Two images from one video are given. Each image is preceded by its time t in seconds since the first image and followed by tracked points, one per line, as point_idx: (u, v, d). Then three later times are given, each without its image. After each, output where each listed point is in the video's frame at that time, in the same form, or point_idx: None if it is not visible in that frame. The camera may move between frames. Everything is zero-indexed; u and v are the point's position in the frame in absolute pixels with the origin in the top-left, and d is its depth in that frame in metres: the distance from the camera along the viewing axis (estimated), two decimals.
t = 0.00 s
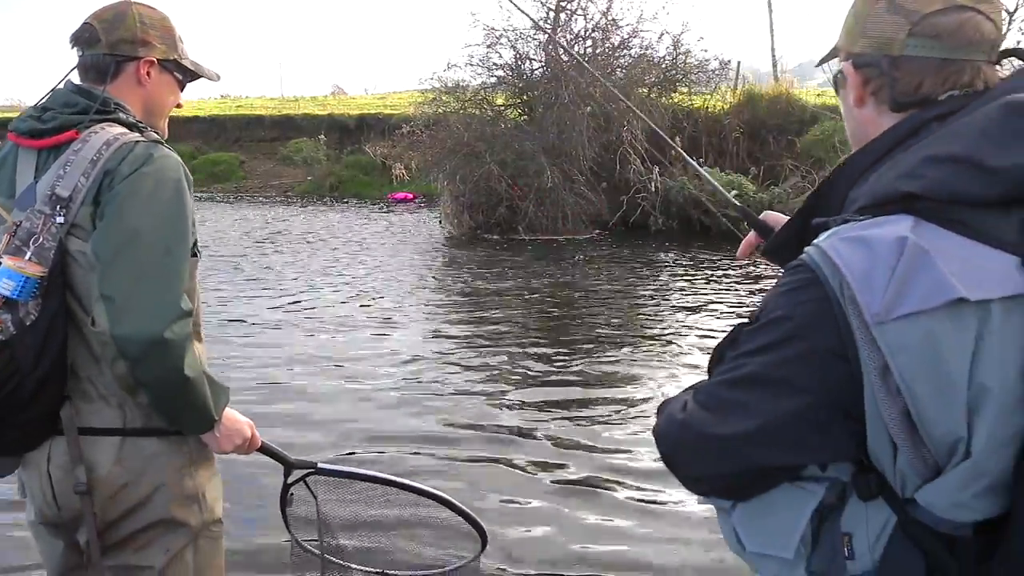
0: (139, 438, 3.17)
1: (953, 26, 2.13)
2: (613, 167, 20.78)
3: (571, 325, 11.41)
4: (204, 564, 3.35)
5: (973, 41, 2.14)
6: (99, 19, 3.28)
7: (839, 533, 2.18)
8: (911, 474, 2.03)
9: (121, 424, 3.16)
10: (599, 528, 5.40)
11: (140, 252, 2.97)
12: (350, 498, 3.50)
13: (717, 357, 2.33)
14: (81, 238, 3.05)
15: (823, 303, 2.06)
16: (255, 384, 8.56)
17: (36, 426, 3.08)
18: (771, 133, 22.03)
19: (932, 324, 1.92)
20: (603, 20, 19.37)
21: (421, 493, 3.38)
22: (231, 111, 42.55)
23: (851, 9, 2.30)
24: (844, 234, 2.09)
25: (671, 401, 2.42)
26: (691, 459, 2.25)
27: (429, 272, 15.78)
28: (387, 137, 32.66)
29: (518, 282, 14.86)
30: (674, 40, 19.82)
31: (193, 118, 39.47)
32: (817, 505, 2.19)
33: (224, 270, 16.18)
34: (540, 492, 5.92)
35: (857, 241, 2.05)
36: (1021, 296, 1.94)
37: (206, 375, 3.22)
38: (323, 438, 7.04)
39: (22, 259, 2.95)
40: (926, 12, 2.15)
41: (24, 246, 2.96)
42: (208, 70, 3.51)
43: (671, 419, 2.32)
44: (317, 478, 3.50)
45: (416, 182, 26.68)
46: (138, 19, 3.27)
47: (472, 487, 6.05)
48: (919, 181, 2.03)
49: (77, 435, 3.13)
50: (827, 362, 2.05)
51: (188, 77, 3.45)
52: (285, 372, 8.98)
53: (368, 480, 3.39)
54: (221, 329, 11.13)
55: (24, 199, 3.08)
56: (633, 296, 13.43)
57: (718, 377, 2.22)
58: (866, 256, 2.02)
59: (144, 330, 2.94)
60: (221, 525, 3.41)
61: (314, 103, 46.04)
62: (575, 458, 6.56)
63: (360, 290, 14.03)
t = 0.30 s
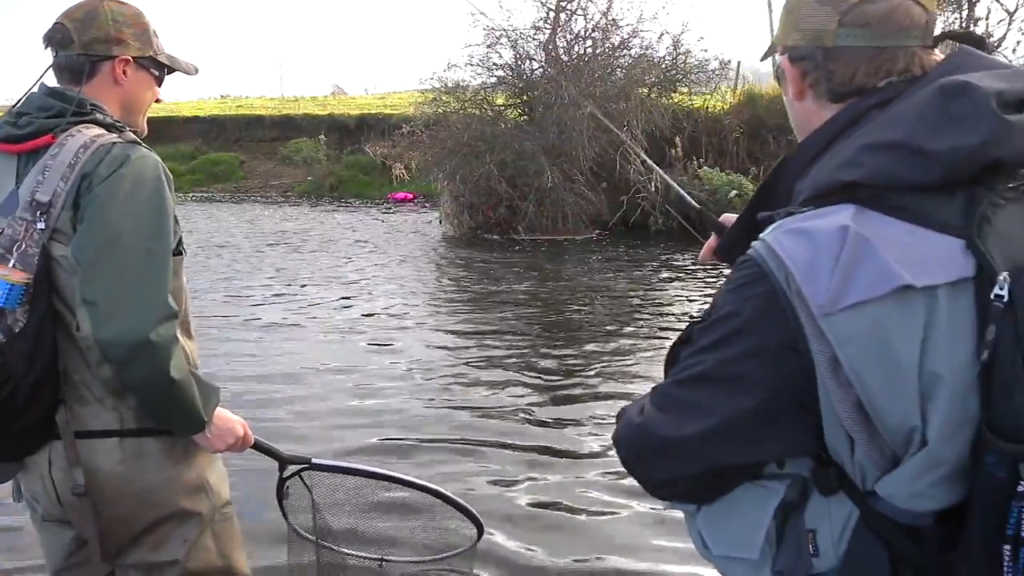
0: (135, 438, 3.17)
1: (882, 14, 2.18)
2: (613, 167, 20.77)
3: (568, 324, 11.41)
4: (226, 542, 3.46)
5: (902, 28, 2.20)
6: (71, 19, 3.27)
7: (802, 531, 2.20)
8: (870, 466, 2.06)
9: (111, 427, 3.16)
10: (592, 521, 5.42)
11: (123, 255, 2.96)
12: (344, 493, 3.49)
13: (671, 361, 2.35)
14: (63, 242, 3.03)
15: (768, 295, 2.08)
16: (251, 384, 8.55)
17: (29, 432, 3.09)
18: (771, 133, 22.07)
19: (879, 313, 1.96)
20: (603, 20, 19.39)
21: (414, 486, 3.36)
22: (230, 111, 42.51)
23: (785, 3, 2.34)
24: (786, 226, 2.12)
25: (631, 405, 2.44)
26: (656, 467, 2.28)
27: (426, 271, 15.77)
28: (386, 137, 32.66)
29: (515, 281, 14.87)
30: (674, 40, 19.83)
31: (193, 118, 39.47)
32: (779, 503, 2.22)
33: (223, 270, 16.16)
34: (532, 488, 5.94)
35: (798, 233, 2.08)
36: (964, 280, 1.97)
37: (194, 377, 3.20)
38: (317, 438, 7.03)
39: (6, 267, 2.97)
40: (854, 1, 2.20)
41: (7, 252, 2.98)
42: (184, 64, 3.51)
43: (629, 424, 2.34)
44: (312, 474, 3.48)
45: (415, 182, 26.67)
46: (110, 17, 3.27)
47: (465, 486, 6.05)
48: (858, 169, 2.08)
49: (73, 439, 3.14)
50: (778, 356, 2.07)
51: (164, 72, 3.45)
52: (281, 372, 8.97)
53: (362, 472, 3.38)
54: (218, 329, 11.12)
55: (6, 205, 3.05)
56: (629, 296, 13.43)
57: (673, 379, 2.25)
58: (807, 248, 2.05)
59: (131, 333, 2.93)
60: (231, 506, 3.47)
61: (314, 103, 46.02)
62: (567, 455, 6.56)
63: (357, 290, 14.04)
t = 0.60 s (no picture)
0: (138, 437, 3.19)
1: (884, 20, 2.18)
2: (613, 168, 20.78)
3: (568, 324, 11.44)
4: (232, 527, 3.48)
5: (901, 36, 2.21)
6: (70, 21, 3.29)
7: (801, 532, 2.20)
8: (866, 465, 2.07)
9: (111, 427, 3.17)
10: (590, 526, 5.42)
11: (124, 257, 2.97)
12: (343, 488, 3.53)
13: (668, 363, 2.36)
14: (62, 243, 3.04)
15: (766, 297, 2.09)
16: (251, 385, 8.55)
17: (27, 434, 3.09)
18: (771, 133, 22.21)
19: (875, 316, 1.97)
20: (603, 20, 19.43)
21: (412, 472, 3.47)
22: (230, 111, 42.51)
23: (784, 2, 2.34)
24: (783, 228, 2.13)
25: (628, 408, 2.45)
26: (654, 470, 2.29)
27: (426, 272, 15.77)
28: (386, 137, 32.66)
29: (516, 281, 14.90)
30: (674, 40, 19.85)
31: (193, 118, 39.49)
32: (779, 504, 2.22)
33: (223, 271, 16.16)
34: (529, 491, 5.93)
35: (796, 235, 2.08)
36: (957, 283, 1.97)
37: (197, 376, 3.23)
38: (315, 440, 7.03)
39: (5, 267, 2.96)
40: (855, 5, 2.19)
41: (6, 254, 2.97)
42: (182, 65, 3.53)
43: (628, 427, 2.36)
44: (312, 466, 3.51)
45: (416, 182, 26.67)
46: (110, 20, 3.29)
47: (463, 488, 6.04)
48: (853, 172, 2.08)
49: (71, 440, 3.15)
50: (777, 357, 2.08)
51: (163, 74, 3.48)
52: (282, 373, 8.98)
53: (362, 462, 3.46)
54: (218, 330, 11.13)
55: (6, 207, 3.05)
56: (628, 296, 13.46)
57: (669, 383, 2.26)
58: (804, 249, 2.05)
59: (135, 335, 2.95)
60: (235, 492, 3.51)
61: (314, 103, 46.00)
62: (565, 458, 6.55)
63: (357, 290, 14.05)
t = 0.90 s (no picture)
0: (150, 435, 3.21)
1: (926, 70, 2.21)
2: (613, 167, 20.81)
3: (572, 324, 11.46)
4: (241, 525, 3.51)
5: (941, 85, 2.23)
6: (87, 29, 3.32)
7: (866, 539, 2.21)
8: (934, 475, 2.09)
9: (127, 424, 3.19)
10: (609, 529, 5.49)
11: (147, 250, 3.01)
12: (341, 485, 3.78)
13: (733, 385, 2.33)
14: (83, 240, 3.07)
15: (844, 319, 2.08)
16: (258, 385, 8.58)
17: (44, 429, 3.10)
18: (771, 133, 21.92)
19: (953, 338, 1.98)
20: (603, 20, 19.50)
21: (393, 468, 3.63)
22: (230, 111, 42.54)
23: (830, 44, 2.36)
24: (859, 257, 2.12)
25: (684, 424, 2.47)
26: (714, 487, 2.27)
27: (429, 272, 15.76)
28: (386, 137, 32.71)
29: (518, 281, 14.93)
30: (674, 40, 19.95)
31: (193, 118, 39.48)
32: (847, 514, 2.22)
33: (225, 271, 16.18)
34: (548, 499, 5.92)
35: (873, 263, 2.08)
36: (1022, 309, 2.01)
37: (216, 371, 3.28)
38: (325, 442, 7.02)
39: (26, 262, 2.98)
40: (900, 55, 2.21)
41: (27, 250, 3.00)
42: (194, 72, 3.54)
43: (693, 443, 2.32)
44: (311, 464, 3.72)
45: (416, 182, 26.73)
46: (125, 28, 3.31)
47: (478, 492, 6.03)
48: (920, 207, 2.10)
49: (85, 439, 3.16)
50: (852, 378, 2.08)
51: (177, 82, 3.49)
52: (288, 373, 9.00)
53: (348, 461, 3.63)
54: (222, 330, 11.14)
55: (24, 206, 3.13)
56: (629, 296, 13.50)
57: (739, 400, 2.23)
58: (885, 276, 2.05)
59: (158, 325, 2.97)
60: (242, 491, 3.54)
61: (313, 104, 45.99)
62: (578, 461, 6.53)
63: (360, 290, 14.08)
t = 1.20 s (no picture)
0: (167, 441, 3.17)
1: (975, 97, 2.31)
2: (613, 167, 20.84)
3: (578, 324, 11.51)
4: (254, 530, 3.44)
5: (989, 111, 2.33)
6: (121, 45, 3.36)
7: (948, 519, 2.23)
8: (1013, 458, 2.12)
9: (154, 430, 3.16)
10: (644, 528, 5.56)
11: (185, 257, 3.06)
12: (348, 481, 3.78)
13: (815, 381, 2.35)
14: (117, 243, 3.10)
15: (929, 319, 2.11)
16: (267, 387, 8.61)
17: (68, 429, 3.08)
18: (771, 133, 22.22)
19: None
20: (603, 20, 19.58)
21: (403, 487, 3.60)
22: (229, 111, 42.56)
23: (884, 73, 2.44)
24: (939, 262, 2.16)
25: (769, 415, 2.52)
26: (803, 477, 2.29)
27: (433, 273, 15.77)
28: (387, 136, 32.77)
29: (521, 282, 14.98)
30: (674, 40, 19.93)
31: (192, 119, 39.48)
32: (930, 498, 2.23)
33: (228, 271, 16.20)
34: (571, 500, 5.93)
35: (956, 268, 2.11)
36: None
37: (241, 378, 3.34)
38: (341, 444, 7.02)
39: (62, 263, 3.03)
40: (953, 83, 2.31)
41: (62, 252, 3.03)
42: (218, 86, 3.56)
43: (782, 435, 2.34)
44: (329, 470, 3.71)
45: (416, 182, 26.79)
46: (159, 45, 3.35)
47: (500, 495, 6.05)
48: (997, 217, 2.18)
49: (110, 443, 3.13)
50: (939, 372, 2.10)
51: (206, 97, 3.52)
52: (297, 375, 9.03)
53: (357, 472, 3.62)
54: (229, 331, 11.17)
55: (56, 209, 3.14)
56: (631, 296, 13.54)
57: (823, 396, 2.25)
58: (968, 280, 2.08)
59: (198, 328, 3.04)
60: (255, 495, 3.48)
61: (313, 104, 46.01)
62: (593, 465, 6.56)
63: (364, 291, 14.11)
